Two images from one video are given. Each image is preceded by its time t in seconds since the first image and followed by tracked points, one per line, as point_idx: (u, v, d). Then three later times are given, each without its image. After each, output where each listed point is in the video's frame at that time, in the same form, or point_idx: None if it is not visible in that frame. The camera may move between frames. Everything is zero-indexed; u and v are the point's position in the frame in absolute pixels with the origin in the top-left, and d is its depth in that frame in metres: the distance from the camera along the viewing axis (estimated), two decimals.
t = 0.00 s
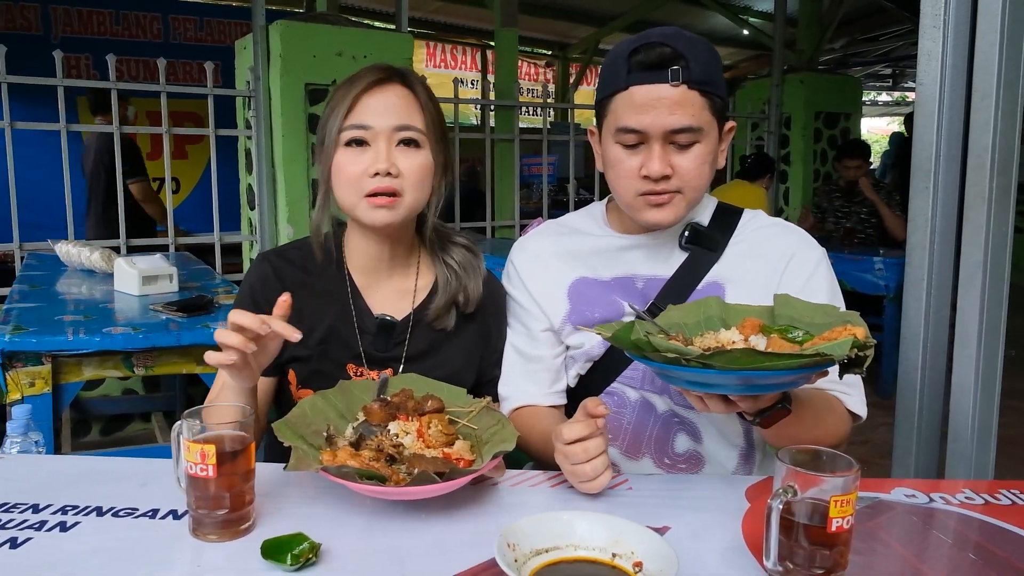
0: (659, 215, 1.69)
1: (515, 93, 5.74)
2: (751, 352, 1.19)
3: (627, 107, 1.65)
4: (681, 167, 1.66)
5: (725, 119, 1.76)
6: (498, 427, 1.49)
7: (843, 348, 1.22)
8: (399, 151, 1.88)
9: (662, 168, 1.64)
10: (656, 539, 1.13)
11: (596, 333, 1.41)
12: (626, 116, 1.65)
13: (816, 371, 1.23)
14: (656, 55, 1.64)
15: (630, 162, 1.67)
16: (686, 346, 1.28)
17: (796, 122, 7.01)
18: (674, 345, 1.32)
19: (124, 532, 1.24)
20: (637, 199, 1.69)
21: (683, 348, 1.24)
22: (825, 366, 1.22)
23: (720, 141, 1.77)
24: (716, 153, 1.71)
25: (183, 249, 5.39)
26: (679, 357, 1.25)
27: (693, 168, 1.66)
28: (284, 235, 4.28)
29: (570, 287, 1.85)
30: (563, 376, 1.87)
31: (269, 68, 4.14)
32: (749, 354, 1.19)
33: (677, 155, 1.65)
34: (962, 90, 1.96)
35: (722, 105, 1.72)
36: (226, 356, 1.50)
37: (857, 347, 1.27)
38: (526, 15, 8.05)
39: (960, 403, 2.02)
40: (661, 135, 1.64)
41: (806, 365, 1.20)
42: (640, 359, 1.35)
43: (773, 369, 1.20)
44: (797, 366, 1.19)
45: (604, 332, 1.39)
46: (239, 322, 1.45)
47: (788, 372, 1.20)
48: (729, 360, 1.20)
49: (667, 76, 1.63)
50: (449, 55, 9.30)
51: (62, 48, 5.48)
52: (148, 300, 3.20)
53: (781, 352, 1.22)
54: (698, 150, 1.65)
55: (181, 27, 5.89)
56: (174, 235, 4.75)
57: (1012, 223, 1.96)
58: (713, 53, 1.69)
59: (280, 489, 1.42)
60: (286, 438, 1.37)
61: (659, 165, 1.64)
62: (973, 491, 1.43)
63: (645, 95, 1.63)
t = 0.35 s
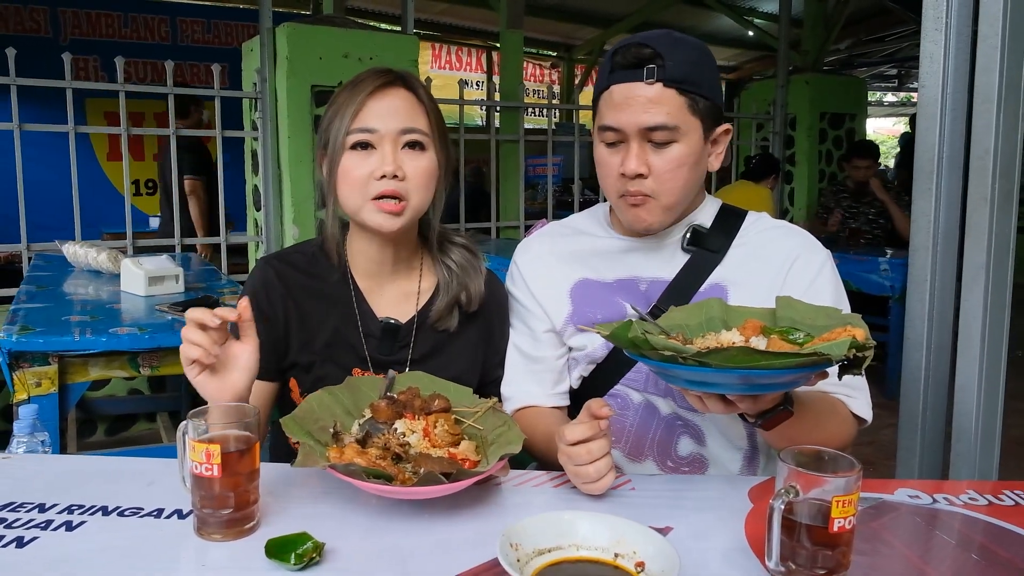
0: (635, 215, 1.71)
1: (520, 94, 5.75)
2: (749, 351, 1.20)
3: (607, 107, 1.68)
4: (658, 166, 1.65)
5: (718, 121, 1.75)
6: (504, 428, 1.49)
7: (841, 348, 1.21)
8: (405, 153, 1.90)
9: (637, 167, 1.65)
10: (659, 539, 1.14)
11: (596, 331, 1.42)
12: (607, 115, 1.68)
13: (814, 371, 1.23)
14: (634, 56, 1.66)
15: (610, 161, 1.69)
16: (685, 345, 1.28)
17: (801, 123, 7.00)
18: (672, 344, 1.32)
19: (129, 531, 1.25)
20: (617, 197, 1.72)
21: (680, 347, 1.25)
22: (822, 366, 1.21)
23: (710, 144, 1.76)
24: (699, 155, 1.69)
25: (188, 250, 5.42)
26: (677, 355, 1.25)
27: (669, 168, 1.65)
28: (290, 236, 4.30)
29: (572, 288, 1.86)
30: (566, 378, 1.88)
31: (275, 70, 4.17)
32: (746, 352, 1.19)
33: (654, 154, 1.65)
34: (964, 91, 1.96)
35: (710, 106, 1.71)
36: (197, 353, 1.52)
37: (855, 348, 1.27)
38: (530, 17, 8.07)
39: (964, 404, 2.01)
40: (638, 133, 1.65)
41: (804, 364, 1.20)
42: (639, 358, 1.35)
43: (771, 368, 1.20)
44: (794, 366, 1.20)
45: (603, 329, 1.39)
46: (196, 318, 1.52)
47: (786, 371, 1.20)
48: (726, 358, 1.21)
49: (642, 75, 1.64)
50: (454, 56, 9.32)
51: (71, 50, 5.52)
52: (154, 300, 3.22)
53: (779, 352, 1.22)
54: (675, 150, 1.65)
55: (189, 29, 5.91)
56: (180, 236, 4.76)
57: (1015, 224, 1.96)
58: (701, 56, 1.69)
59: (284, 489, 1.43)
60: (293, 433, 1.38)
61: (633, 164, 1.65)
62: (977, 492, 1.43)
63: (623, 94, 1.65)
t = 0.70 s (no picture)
0: (643, 221, 1.70)
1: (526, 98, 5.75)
2: (758, 364, 1.19)
3: (608, 117, 1.68)
4: (664, 173, 1.66)
5: (717, 125, 1.76)
6: (516, 434, 1.50)
7: (851, 359, 1.22)
8: (407, 176, 1.89)
9: (643, 174, 1.65)
10: (668, 544, 1.14)
11: (602, 342, 1.42)
12: (609, 124, 1.68)
13: (823, 382, 1.23)
14: (633, 64, 1.67)
15: (614, 169, 1.68)
16: (693, 358, 1.28)
17: (807, 125, 6.99)
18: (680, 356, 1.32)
19: (142, 535, 1.26)
20: (623, 206, 1.71)
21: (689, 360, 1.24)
22: (832, 377, 1.22)
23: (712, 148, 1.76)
24: (703, 159, 1.70)
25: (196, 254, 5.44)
26: (686, 369, 1.25)
27: (674, 175, 1.66)
28: (297, 240, 4.31)
29: (578, 294, 1.87)
30: (572, 384, 1.87)
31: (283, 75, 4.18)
32: (757, 366, 1.19)
33: (658, 161, 1.65)
34: (972, 94, 1.96)
35: (709, 110, 1.71)
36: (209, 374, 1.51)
37: (865, 357, 1.27)
38: (535, 20, 8.08)
39: (974, 408, 2.00)
40: (642, 141, 1.65)
41: (814, 376, 1.19)
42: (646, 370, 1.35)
43: (781, 381, 1.19)
44: (804, 378, 1.20)
45: (609, 341, 1.39)
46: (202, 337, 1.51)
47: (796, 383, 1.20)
48: (735, 371, 1.20)
49: (643, 83, 1.65)
50: (458, 60, 9.35)
51: (80, 56, 5.55)
52: (163, 305, 3.24)
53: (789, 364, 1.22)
54: (680, 155, 1.65)
55: (196, 34, 5.95)
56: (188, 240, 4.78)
57: None
58: (699, 61, 1.70)
59: (294, 493, 1.44)
60: (310, 441, 1.35)
61: (639, 171, 1.65)
62: (988, 497, 1.42)
63: (624, 102, 1.65)
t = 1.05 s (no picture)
0: (660, 233, 1.71)
1: (540, 112, 5.78)
2: (764, 374, 1.19)
3: (621, 130, 1.70)
4: (681, 181, 1.66)
5: (729, 134, 1.76)
6: (532, 448, 1.51)
7: (859, 370, 1.21)
8: (425, 197, 1.92)
9: (659, 184, 1.66)
10: (684, 561, 1.14)
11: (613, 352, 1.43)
12: (622, 138, 1.69)
13: (831, 393, 1.22)
14: (643, 77, 1.68)
15: (628, 181, 1.69)
16: (700, 366, 1.28)
17: (820, 137, 6.98)
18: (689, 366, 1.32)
19: (156, 552, 1.28)
20: (639, 217, 1.72)
21: (695, 369, 1.25)
22: (840, 389, 1.21)
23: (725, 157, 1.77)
24: (717, 167, 1.70)
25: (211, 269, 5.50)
26: (692, 376, 1.25)
27: (690, 183, 1.66)
28: (311, 255, 4.35)
29: (591, 309, 1.87)
30: (587, 400, 1.88)
31: (298, 91, 4.24)
32: (762, 375, 1.19)
33: (673, 171, 1.66)
34: (984, 107, 1.96)
35: (721, 120, 1.72)
36: (300, 404, 1.48)
37: (874, 369, 1.26)
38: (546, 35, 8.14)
39: (990, 421, 1.99)
40: (656, 151, 1.66)
41: (821, 387, 1.19)
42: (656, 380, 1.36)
43: (788, 391, 1.19)
44: (811, 389, 1.19)
45: (620, 350, 1.40)
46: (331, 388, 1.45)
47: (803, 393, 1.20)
48: (741, 381, 1.21)
49: (654, 96, 1.66)
50: (472, 74, 9.42)
51: (96, 73, 5.65)
52: (178, 320, 3.27)
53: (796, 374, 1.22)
54: (693, 164, 1.66)
55: (212, 50, 6.05)
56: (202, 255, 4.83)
57: None
58: (708, 73, 1.72)
59: (309, 510, 1.45)
60: (326, 463, 1.37)
61: (655, 181, 1.65)
62: (1006, 511, 1.41)
63: (636, 116, 1.67)
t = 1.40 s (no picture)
0: (684, 242, 1.71)
1: (563, 129, 5.82)
2: (797, 406, 1.20)
3: (647, 138, 1.73)
4: (703, 192, 1.68)
5: (754, 148, 1.79)
6: (550, 463, 1.52)
7: (891, 403, 1.21)
8: (462, 199, 1.96)
9: (683, 194, 1.67)
10: None
11: (644, 376, 1.44)
12: (647, 146, 1.73)
13: (861, 424, 1.23)
14: (671, 88, 1.72)
15: (654, 190, 1.71)
16: (732, 396, 1.29)
17: (842, 157, 6.96)
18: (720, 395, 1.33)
19: (174, 567, 1.31)
20: (663, 227, 1.73)
21: (728, 400, 1.26)
22: (871, 421, 1.21)
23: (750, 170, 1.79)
24: (740, 178, 1.72)
25: (232, 281, 5.58)
26: (725, 408, 1.27)
27: (714, 194, 1.68)
28: (333, 268, 4.40)
29: (614, 328, 1.89)
30: (608, 419, 1.90)
31: (320, 105, 4.31)
32: (795, 407, 1.20)
33: (697, 181, 1.68)
34: (1010, 128, 1.96)
35: (747, 134, 1.75)
36: (369, 405, 1.51)
37: (907, 401, 1.27)
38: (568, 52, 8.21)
39: (1012, 443, 1.97)
40: (680, 160, 1.69)
41: (852, 419, 1.19)
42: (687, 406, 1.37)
43: (819, 422, 1.20)
44: (841, 421, 1.20)
45: (652, 376, 1.42)
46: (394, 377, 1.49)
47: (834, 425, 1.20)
48: (774, 413, 1.21)
49: (681, 105, 1.69)
50: (497, 91, 9.50)
51: (118, 84, 5.78)
52: (197, 333, 3.33)
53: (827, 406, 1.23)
54: (718, 173, 1.68)
55: (234, 64, 6.17)
56: (224, 268, 4.89)
57: None
58: (737, 86, 1.75)
59: (328, 525, 1.48)
60: (343, 485, 1.37)
61: (679, 191, 1.67)
62: None
63: (662, 125, 1.71)
